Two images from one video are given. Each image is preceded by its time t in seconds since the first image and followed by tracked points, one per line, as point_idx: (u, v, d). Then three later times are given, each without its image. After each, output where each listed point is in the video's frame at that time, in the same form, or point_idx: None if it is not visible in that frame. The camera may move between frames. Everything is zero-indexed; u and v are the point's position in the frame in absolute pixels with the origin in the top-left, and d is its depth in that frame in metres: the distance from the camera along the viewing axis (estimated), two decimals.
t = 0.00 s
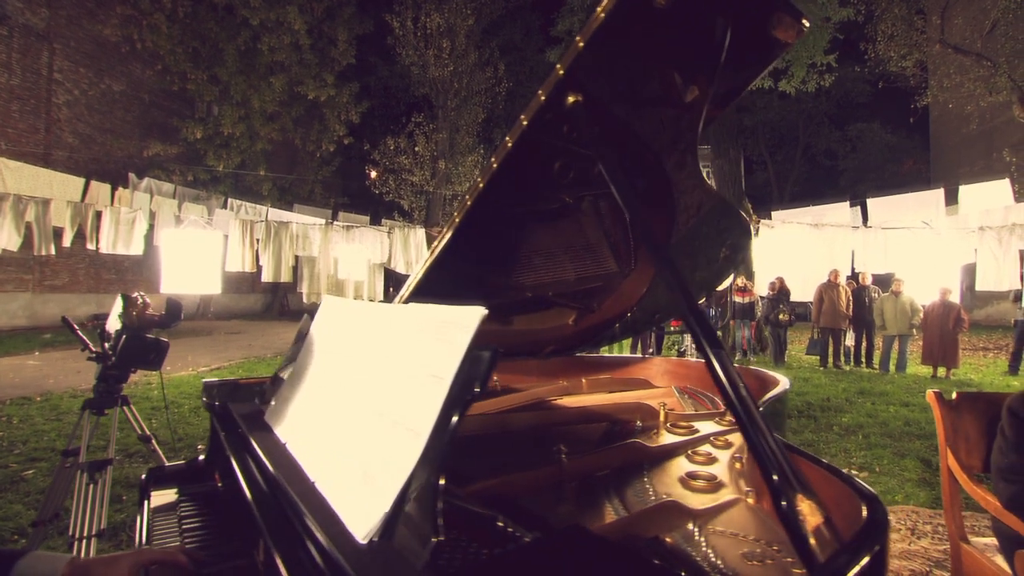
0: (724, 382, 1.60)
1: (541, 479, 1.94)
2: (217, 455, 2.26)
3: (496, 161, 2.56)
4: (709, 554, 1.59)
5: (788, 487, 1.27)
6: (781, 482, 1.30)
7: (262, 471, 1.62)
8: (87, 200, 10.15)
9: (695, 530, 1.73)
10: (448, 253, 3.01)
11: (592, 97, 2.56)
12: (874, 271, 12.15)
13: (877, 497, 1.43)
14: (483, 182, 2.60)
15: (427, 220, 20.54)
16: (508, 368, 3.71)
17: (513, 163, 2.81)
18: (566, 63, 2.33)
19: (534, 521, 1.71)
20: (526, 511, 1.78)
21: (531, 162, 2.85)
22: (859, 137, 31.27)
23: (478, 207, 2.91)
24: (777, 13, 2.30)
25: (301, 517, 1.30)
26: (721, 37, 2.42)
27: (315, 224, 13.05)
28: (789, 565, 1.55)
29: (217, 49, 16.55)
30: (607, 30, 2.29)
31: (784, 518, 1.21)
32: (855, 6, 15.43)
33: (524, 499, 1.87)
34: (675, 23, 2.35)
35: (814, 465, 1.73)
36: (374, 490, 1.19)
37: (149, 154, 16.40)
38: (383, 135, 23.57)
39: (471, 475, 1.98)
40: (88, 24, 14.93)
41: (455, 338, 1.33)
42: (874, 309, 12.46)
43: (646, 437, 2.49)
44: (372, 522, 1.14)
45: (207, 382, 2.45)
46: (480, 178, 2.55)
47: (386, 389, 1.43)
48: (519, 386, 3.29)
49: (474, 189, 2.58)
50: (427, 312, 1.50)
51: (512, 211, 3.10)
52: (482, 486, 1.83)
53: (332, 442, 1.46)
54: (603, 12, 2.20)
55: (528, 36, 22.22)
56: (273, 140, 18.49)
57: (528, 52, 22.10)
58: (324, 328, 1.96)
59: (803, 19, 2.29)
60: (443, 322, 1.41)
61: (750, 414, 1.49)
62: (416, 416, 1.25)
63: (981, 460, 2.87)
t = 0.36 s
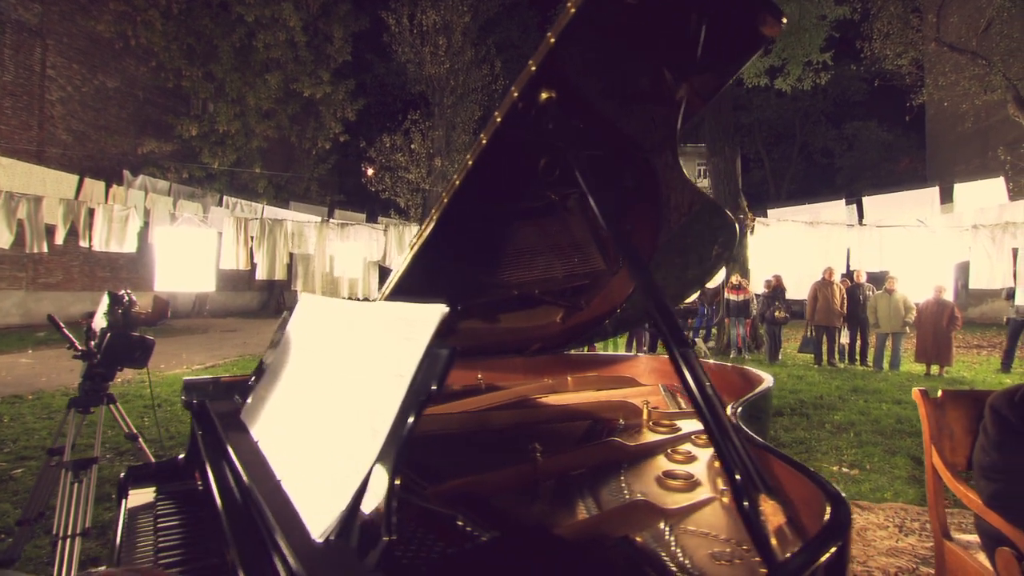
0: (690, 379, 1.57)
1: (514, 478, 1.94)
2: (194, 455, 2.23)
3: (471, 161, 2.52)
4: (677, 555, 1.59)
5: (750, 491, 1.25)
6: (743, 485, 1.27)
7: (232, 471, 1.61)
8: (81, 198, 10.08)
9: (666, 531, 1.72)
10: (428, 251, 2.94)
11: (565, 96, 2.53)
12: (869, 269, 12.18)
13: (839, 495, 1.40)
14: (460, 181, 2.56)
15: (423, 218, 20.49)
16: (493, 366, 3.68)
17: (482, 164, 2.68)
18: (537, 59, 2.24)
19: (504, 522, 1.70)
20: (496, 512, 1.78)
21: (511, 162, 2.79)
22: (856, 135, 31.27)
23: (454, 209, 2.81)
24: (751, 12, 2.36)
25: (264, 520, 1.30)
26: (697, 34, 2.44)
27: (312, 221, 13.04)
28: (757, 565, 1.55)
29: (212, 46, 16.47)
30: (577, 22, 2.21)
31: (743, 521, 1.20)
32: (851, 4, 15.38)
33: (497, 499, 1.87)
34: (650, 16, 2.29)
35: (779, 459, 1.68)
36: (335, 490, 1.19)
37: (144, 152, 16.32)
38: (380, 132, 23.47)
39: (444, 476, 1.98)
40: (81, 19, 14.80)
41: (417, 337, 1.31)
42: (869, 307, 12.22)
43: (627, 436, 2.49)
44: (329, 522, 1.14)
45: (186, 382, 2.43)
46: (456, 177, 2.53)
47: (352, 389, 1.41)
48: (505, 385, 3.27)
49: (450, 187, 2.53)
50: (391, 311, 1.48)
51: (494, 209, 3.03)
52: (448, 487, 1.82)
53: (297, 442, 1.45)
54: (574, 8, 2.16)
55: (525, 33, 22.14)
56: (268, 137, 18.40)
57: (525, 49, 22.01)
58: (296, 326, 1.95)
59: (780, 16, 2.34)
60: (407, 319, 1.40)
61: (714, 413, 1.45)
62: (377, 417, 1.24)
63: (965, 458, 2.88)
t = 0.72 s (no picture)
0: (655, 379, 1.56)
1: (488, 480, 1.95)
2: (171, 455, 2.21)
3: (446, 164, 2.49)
4: (644, 556, 1.59)
5: (712, 494, 1.25)
6: (705, 488, 1.27)
7: (203, 475, 1.62)
8: (75, 197, 9.88)
9: (636, 531, 1.72)
10: (409, 250, 2.88)
11: (539, 97, 2.50)
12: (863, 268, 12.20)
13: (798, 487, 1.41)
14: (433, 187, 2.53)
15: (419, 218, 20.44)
16: (479, 366, 3.67)
17: (460, 166, 2.61)
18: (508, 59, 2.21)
19: (479, 521, 1.72)
20: (469, 513, 1.78)
21: (488, 162, 2.70)
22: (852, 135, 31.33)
23: (433, 210, 2.74)
24: (724, 14, 2.34)
25: (228, 526, 1.30)
26: (672, 32, 2.40)
27: (307, 221, 13.15)
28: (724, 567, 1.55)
29: (207, 45, 16.42)
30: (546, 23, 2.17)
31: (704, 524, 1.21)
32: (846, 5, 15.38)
33: (470, 499, 1.87)
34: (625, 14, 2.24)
35: (750, 461, 1.66)
36: (301, 491, 1.21)
37: (139, 151, 16.22)
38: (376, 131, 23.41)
39: (419, 476, 1.99)
40: (76, 18, 14.72)
41: (379, 338, 1.32)
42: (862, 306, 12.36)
43: (608, 436, 2.50)
44: (294, 522, 1.16)
45: (165, 382, 2.42)
46: (433, 179, 2.49)
47: (320, 391, 1.43)
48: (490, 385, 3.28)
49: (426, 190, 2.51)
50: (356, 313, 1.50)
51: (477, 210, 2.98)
52: (419, 488, 1.81)
53: (266, 446, 1.47)
54: (544, 7, 2.10)
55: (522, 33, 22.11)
56: (264, 137, 18.35)
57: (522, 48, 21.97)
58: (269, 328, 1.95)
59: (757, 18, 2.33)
60: (372, 321, 1.42)
61: (678, 416, 1.43)
62: (341, 418, 1.26)
63: (950, 457, 2.88)
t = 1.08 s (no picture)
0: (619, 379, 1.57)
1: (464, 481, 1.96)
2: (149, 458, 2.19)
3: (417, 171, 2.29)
4: (611, 557, 1.58)
5: (674, 496, 1.25)
6: (666, 490, 1.27)
7: (173, 475, 1.63)
8: (69, 197, 9.93)
9: (606, 533, 1.71)
10: (388, 249, 2.78)
11: (515, 99, 2.33)
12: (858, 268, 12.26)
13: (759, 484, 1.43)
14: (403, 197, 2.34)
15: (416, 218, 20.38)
16: (465, 367, 3.64)
17: (436, 166, 2.48)
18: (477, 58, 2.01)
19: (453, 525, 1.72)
20: (443, 515, 1.78)
21: (464, 163, 2.54)
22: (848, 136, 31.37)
23: (410, 209, 2.63)
24: (706, 19, 2.35)
25: (188, 529, 1.31)
26: (646, 31, 2.27)
27: (303, 220, 13.11)
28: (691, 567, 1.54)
29: (203, 45, 16.31)
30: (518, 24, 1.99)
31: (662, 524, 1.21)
32: (842, 5, 15.40)
33: (445, 500, 1.88)
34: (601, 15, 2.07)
35: (712, 459, 1.68)
36: (264, 488, 1.23)
37: (134, 150, 16.18)
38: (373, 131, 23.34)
39: (393, 478, 1.98)
40: (69, 17, 14.69)
41: (344, 340, 1.35)
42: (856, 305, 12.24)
43: (588, 436, 2.50)
44: (247, 525, 1.18)
45: (145, 383, 2.41)
46: (405, 183, 2.28)
47: (289, 393, 1.44)
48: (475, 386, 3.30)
49: (396, 200, 2.30)
50: (326, 316, 1.53)
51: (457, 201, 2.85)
52: (388, 491, 1.79)
53: (234, 447, 1.49)
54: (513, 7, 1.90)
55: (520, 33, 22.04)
56: (260, 137, 18.28)
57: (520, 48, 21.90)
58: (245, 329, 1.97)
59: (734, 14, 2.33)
60: (340, 323, 1.45)
61: (642, 421, 1.42)
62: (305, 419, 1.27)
63: (937, 459, 2.87)
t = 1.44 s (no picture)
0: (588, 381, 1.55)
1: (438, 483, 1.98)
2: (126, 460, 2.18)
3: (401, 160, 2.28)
4: (579, 561, 1.59)
5: (634, 501, 1.24)
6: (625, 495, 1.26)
7: (141, 476, 1.62)
8: (64, 197, 9.74)
9: (575, 536, 1.72)
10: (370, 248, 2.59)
11: (496, 99, 2.26)
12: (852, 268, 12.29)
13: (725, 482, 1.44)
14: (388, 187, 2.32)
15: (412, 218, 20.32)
16: (449, 367, 3.63)
17: (411, 164, 2.33)
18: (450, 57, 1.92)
19: (426, 528, 1.77)
20: (412, 519, 1.82)
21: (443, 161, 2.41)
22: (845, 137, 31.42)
23: (388, 209, 2.46)
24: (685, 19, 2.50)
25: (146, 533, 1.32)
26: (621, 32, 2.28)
27: (300, 220, 13.06)
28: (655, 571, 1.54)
29: (199, 44, 16.14)
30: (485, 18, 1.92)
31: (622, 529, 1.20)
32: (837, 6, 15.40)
33: (419, 503, 1.92)
34: (594, 14, 2.13)
35: (680, 460, 1.67)
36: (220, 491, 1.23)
37: (129, 150, 16.10)
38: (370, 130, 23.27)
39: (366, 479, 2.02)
40: (64, 15, 14.74)
41: (312, 340, 1.38)
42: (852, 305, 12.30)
43: (570, 439, 2.51)
44: (200, 529, 1.19)
45: (126, 383, 2.41)
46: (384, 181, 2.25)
47: (260, 397, 1.46)
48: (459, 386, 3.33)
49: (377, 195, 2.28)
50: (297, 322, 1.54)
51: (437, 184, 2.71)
52: (359, 493, 1.81)
53: (201, 449, 1.50)
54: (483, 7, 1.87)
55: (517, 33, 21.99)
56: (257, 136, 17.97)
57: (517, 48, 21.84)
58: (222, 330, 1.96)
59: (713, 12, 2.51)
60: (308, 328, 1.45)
61: (604, 423, 1.39)
62: (269, 416, 1.29)
63: (921, 459, 2.87)
